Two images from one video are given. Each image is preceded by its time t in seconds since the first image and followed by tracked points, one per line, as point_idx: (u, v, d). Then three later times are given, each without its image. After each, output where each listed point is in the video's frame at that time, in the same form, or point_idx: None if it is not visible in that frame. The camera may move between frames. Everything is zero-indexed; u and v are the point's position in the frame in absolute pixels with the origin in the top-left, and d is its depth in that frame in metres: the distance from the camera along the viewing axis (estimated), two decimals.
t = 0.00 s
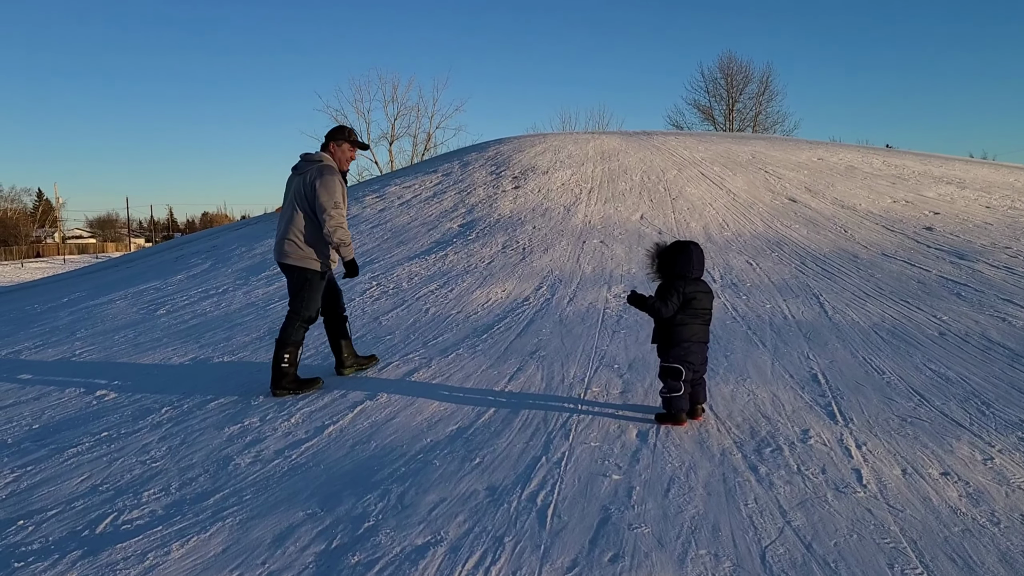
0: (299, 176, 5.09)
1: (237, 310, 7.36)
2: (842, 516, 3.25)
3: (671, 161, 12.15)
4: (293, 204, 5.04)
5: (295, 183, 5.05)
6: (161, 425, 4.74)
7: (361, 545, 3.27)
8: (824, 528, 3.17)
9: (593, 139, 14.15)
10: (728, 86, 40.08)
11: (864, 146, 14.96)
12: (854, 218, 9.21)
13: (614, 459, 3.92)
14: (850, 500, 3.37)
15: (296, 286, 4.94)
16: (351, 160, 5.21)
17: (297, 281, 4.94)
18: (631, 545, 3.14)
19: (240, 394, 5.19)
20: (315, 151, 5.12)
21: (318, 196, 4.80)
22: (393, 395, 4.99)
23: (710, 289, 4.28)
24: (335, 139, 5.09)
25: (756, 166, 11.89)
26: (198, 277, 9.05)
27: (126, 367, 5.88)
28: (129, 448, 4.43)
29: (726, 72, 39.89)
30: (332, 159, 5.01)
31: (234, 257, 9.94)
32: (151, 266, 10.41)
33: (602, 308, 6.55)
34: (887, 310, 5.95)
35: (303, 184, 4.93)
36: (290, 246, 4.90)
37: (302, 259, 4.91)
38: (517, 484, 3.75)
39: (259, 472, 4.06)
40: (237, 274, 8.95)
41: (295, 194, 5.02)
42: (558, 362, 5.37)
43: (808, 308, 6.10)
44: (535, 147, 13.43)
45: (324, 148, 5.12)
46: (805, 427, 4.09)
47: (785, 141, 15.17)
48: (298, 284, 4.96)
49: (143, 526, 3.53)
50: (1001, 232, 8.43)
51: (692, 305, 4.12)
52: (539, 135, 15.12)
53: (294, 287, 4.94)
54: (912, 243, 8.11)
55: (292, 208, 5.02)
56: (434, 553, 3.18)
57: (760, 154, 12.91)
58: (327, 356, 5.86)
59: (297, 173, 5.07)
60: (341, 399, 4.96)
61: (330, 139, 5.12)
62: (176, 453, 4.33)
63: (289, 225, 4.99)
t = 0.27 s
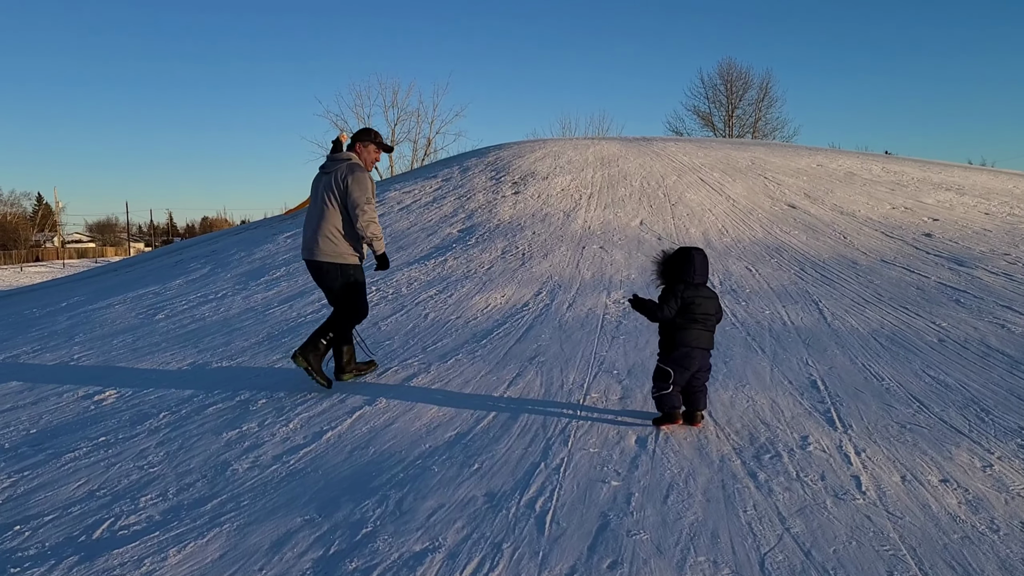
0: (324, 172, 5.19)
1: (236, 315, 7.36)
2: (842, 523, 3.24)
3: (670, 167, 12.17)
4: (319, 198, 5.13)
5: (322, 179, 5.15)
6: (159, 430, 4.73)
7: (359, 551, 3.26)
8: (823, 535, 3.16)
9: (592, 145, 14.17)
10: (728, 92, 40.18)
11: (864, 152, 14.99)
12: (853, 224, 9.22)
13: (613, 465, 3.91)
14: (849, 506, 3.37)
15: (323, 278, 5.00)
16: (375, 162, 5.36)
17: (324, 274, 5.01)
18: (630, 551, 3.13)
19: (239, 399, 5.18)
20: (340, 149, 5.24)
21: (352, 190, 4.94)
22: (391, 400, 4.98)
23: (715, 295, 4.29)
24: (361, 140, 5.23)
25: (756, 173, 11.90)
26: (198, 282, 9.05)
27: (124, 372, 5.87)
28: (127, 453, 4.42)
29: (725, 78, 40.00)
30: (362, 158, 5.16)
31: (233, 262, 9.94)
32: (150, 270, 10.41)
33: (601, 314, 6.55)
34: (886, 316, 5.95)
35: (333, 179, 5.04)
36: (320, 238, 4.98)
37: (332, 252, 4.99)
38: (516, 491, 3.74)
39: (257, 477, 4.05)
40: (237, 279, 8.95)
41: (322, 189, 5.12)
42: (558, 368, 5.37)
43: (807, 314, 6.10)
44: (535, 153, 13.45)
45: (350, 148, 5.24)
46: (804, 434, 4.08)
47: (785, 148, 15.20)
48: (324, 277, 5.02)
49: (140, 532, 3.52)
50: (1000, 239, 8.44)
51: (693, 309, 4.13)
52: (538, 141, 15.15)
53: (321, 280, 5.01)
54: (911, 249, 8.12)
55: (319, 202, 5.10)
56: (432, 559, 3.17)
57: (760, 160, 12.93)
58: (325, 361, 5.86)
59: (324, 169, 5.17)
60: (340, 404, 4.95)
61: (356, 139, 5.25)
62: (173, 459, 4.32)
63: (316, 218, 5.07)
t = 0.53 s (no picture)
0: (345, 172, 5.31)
1: (234, 319, 7.35)
2: (840, 529, 3.24)
3: (670, 173, 12.19)
4: (342, 198, 5.23)
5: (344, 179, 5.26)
6: (156, 434, 4.72)
7: (356, 556, 3.25)
8: (821, 541, 3.16)
9: (592, 150, 14.19)
10: (727, 98, 40.28)
11: (863, 158, 15.01)
12: (852, 230, 9.23)
13: (611, 471, 3.90)
14: (847, 512, 3.36)
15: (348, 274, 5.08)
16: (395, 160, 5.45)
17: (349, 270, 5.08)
18: (629, 557, 3.12)
19: (237, 403, 5.17)
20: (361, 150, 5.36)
21: (375, 190, 5.05)
22: (390, 405, 4.97)
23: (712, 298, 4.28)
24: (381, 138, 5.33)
25: (755, 178, 11.91)
26: (197, 286, 9.05)
27: (122, 376, 5.87)
28: (124, 458, 4.41)
29: (724, 84, 40.10)
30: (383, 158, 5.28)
31: (233, 266, 9.94)
32: (150, 274, 10.41)
33: (600, 319, 6.55)
34: (885, 322, 5.95)
35: (356, 178, 5.15)
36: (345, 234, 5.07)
37: (358, 248, 5.08)
38: (514, 496, 3.73)
39: (255, 482, 4.04)
40: (236, 283, 8.95)
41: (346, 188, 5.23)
42: (556, 373, 5.36)
43: (805, 320, 6.10)
44: (535, 158, 13.47)
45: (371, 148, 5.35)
46: (803, 440, 4.07)
47: (784, 153, 15.22)
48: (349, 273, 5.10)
49: (137, 536, 3.51)
50: (999, 245, 8.44)
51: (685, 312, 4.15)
52: (538, 146, 15.17)
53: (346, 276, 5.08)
54: (910, 255, 8.12)
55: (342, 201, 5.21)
56: (430, 564, 3.16)
57: (759, 166, 12.95)
58: (324, 366, 5.85)
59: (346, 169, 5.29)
60: (338, 409, 4.94)
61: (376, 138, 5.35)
62: (171, 463, 4.31)
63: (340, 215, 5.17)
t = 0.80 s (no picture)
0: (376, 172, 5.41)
1: (232, 321, 7.35)
2: (838, 531, 3.24)
3: (668, 175, 12.20)
4: (372, 197, 5.35)
5: (374, 178, 5.37)
6: (154, 436, 4.72)
7: (353, 558, 3.24)
8: (819, 544, 3.15)
9: (590, 153, 14.21)
10: (726, 101, 40.36)
11: (861, 161, 15.04)
12: (850, 233, 9.24)
13: (609, 472, 3.90)
14: (844, 515, 3.36)
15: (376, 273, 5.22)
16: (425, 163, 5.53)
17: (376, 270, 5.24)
18: (626, 559, 3.12)
19: (234, 405, 5.16)
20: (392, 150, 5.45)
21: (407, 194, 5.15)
22: (388, 407, 4.96)
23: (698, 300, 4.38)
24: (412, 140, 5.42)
25: (754, 181, 11.93)
26: (194, 287, 9.04)
27: (119, 377, 5.86)
28: (121, 459, 4.40)
29: (723, 87, 40.19)
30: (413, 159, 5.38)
31: (231, 268, 9.93)
32: (147, 275, 10.40)
33: (598, 321, 6.55)
34: (883, 325, 5.95)
35: (387, 180, 5.26)
36: (375, 235, 5.21)
37: (385, 249, 5.22)
38: (511, 498, 3.73)
39: (252, 483, 4.04)
40: (234, 285, 8.94)
41: (376, 187, 5.34)
42: (554, 375, 5.36)
43: (803, 322, 6.10)
44: (533, 160, 13.48)
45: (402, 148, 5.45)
46: (800, 442, 4.07)
47: (783, 156, 15.25)
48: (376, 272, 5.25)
49: (134, 538, 3.50)
50: (997, 248, 8.46)
51: (670, 313, 4.24)
52: (537, 148, 15.19)
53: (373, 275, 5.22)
54: (907, 258, 8.13)
55: (372, 201, 5.32)
56: (427, 566, 3.16)
57: (758, 168, 12.96)
58: (322, 367, 5.85)
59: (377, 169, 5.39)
60: (336, 411, 4.93)
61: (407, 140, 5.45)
62: (168, 465, 4.30)
63: (370, 215, 5.30)
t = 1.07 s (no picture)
0: (397, 164, 5.57)
1: (230, 321, 7.33)
2: (835, 532, 3.24)
3: (666, 176, 12.21)
4: (395, 190, 5.49)
5: (397, 171, 5.53)
6: (150, 436, 4.70)
7: (351, 559, 3.24)
8: (817, 545, 3.15)
9: (588, 154, 14.22)
10: (723, 102, 40.43)
11: (858, 162, 15.07)
12: (847, 234, 9.25)
13: (607, 473, 3.90)
14: (842, 516, 3.36)
15: (395, 263, 5.34)
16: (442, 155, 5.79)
17: (396, 260, 5.36)
18: (624, 560, 3.11)
19: (232, 405, 5.15)
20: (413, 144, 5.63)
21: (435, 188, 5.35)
22: (385, 407, 4.96)
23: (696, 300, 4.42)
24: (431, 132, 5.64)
25: (751, 182, 11.94)
26: (191, 288, 9.02)
27: (116, 377, 5.84)
28: (118, 459, 4.39)
29: (720, 89, 40.25)
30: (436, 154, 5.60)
31: (228, 268, 9.92)
32: (144, 276, 10.38)
33: (596, 322, 6.55)
34: (880, 326, 5.96)
35: (413, 174, 5.43)
36: (398, 225, 5.34)
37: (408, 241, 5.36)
38: (509, 498, 3.72)
39: (249, 484, 4.03)
40: (231, 285, 8.92)
41: (399, 180, 5.51)
42: (552, 375, 5.36)
43: (801, 323, 6.11)
44: (531, 161, 13.49)
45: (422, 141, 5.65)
46: (798, 442, 4.08)
47: (780, 157, 15.27)
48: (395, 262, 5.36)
49: (130, 538, 3.49)
50: (994, 249, 8.47)
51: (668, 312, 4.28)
52: (534, 149, 15.20)
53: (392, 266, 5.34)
54: (905, 259, 8.14)
55: (395, 192, 5.47)
56: (425, 567, 3.15)
57: (755, 170, 12.98)
58: (319, 367, 5.84)
59: (399, 162, 5.56)
60: (334, 411, 4.93)
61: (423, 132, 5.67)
62: (165, 465, 4.30)
63: (393, 206, 5.44)
